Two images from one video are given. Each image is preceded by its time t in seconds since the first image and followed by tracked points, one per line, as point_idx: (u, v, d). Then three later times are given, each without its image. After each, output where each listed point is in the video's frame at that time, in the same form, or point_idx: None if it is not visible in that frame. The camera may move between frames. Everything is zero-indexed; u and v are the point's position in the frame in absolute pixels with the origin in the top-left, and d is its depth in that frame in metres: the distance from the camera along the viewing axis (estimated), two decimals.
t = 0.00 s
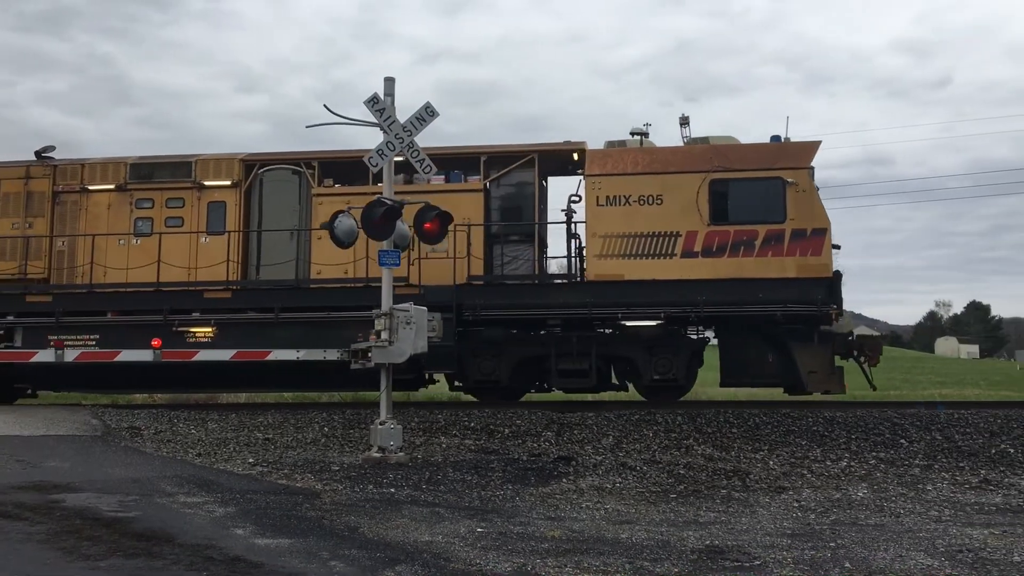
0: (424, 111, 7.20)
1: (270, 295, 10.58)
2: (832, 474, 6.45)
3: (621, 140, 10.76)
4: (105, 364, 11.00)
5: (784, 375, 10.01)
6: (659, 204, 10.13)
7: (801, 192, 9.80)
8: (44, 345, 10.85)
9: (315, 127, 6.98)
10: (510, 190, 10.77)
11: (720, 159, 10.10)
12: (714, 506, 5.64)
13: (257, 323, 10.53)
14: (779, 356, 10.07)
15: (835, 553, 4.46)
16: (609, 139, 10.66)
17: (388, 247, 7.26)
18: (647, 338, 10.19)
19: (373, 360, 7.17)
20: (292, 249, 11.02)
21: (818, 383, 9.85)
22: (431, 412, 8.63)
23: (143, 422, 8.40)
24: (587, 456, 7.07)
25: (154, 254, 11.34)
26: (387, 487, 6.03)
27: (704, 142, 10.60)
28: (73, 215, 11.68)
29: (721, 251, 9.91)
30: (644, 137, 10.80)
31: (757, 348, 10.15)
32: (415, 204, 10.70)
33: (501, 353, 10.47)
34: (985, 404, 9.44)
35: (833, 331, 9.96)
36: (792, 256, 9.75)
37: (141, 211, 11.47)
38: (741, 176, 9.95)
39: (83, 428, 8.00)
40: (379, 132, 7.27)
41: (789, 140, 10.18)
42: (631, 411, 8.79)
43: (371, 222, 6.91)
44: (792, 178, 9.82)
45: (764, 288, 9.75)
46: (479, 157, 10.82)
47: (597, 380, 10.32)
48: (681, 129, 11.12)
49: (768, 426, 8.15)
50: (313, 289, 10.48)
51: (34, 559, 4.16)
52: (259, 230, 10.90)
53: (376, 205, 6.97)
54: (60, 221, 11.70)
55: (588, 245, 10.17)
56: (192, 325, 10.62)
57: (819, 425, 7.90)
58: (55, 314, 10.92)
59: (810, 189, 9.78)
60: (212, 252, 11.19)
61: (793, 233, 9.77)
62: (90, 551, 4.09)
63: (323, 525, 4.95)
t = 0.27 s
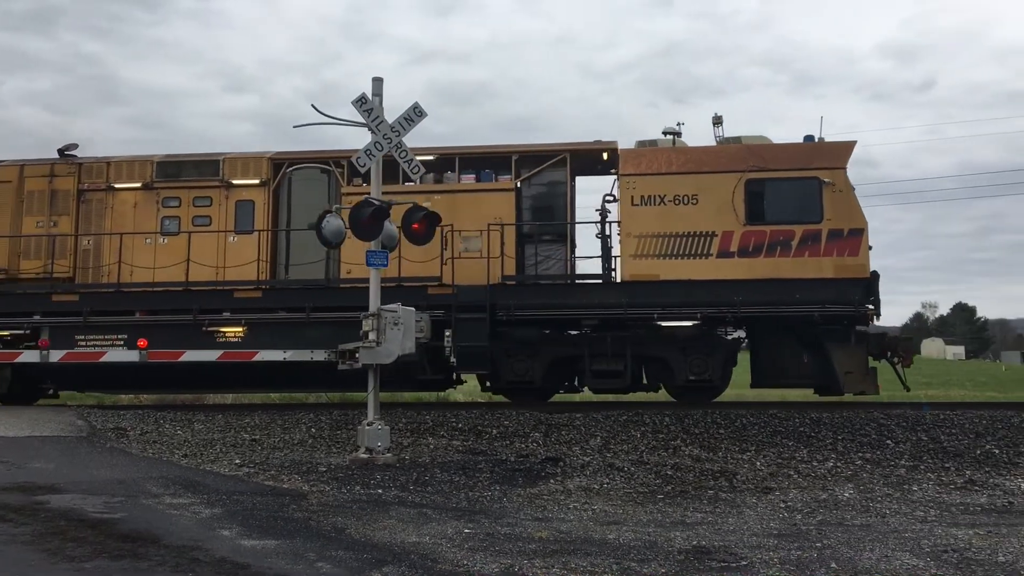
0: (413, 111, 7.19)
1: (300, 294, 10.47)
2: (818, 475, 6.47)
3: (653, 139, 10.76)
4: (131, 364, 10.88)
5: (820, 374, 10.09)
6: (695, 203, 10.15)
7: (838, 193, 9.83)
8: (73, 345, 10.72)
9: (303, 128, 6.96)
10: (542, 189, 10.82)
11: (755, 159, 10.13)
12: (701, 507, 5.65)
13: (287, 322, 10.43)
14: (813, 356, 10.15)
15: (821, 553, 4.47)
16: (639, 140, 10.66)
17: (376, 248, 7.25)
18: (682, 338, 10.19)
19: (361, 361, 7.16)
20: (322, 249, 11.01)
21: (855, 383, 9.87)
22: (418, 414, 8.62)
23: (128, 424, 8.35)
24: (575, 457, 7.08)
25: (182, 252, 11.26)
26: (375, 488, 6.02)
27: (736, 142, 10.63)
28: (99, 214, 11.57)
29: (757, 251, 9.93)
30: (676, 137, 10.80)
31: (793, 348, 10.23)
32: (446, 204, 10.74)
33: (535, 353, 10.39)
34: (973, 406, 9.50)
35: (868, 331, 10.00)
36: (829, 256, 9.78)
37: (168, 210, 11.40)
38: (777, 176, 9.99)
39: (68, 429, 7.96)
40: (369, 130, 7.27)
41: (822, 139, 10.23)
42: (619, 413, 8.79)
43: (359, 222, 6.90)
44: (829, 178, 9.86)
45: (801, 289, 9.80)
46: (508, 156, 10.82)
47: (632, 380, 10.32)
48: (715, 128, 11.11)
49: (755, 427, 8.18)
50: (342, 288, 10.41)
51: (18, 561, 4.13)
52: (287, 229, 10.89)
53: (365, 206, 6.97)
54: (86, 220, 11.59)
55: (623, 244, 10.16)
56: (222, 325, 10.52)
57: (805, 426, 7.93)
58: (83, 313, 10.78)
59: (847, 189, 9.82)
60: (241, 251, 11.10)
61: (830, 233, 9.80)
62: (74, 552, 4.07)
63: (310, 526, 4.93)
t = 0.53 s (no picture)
0: (403, 111, 7.18)
1: (334, 294, 10.51)
2: (806, 476, 6.50)
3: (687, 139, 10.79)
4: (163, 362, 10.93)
5: (856, 377, 10.06)
6: (732, 204, 10.18)
7: (876, 194, 9.85)
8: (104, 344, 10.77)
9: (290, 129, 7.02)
10: (575, 189, 10.81)
11: (792, 160, 10.15)
12: (689, 508, 5.67)
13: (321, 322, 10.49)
14: (850, 358, 10.13)
15: (809, 554, 4.49)
16: (673, 139, 10.68)
17: (365, 247, 7.24)
18: (719, 338, 10.21)
19: (350, 361, 7.16)
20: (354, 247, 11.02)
21: (891, 386, 9.90)
22: (407, 414, 8.62)
23: (116, 423, 8.33)
24: (564, 457, 7.08)
25: (212, 250, 11.20)
26: (363, 489, 6.02)
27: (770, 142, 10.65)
28: (127, 212, 11.53)
29: (795, 252, 9.97)
30: (711, 137, 10.82)
31: (828, 350, 10.21)
32: (478, 204, 10.77)
33: (570, 353, 10.45)
34: (961, 408, 9.55)
35: (905, 333, 10.04)
36: (868, 257, 9.82)
37: (197, 209, 11.38)
38: (815, 176, 10.02)
39: (56, 428, 7.93)
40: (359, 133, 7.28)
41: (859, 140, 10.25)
42: (608, 413, 8.80)
43: (348, 222, 6.89)
44: (867, 179, 9.87)
45: (839, 290, 9.83)
46: (541, 155, 10.84)
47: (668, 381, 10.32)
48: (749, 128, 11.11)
49: (743, 428, 8.21)
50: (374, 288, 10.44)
51: (4, 560, 4.11)
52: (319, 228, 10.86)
53: (354, 206, 6.95)
54: (114, 217, 11.53)
55: (659, 245, 10.19)
56: (255, 324, 10.59)
57: (792, 428, 7.94)
58: (115, 312, 10.78)
59: (885, 190, 9.84)
60: (271, 250, 11.09)
61: (868, 234, 9.83)
62: (62, 552, 4.05)
63: (298, 526, 4.93)
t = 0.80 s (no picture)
0: (394, 111, 7.18)
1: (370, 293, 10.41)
2: (795, 477, 6.52)
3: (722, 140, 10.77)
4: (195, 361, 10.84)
5: (893, 380, 10.08)
6: (770, 205, 10.07)
7: (915, 195, 9.83)
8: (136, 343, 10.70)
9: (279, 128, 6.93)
10: (610, 189, 10.75)
11: (830, 161, 10.09)
12: (678, 509, 5.68)
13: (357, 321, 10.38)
14: (887, 360, 10.14)
15: (796, 555, 4.50)
16: (707, 140, 10.56)
17: (356, 247, 7.23)
18: (756, 340, 10.22)
19: (340, 361, 7.15)
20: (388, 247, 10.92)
21: (928, 388, 10.00)
22: (397, 414, 8.61)
23: (104, 422, 8.29)
24: (553, 458, 7.09)
25: (243, 249, 11.04)
26: (352, 489, 6.01)
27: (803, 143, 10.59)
28: (158, 210, 11.39)
29: (834, 254, 9.91)
30: (746, 138, 10.81)
31: (865, 353, 10.22)
32: (513, 204, 10.72)
33: (605, 354, 10.40)
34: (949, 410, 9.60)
35: (941, 337, 10.08)
36: (908, 258, 9.78)
37: (229, 207, 11.26)
38: (854, 178, 9.96)
39: (44, 427, 7.89)
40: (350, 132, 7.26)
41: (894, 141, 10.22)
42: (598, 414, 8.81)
43: (339, 222, 6.88)
44: (906, 180, 9.85)
45: (879, 292, 9.80)
46: (575, 155, 10.80)
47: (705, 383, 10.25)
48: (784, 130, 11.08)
49: (731, 429, 8.23)
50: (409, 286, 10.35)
51: None
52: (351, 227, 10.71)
53: (345, 205, 6.94)
54: (145, 215, 11.39)
55: (697, 246, 10.07)
56: (289, 323, 10.46)
57: (781, 430, 7.97)
58: (147, 309, 10.63)
59: (924, 192, 9.83)
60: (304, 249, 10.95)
61: (907, 236, 9.81)
62: (48, 551, 4.04)
63: (287, 526, 4.92)
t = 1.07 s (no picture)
0: (386, 109, 7.17)
1: (406, 290, 10.19)
2: (784, 477, 6.54)
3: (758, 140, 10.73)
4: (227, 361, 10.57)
5: (933, 381, 9.90)
6: (809, 205, 10.02)
7: (955, 196, 9.75)
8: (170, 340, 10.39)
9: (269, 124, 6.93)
10: (646, 189, 10.67)
11: (869, 161, 10.04)
12: (668, 508, 5.69)
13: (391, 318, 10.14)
14: (926, 361, 9.96)
15: (785, 555, 4.52)
16: (743, 140, 10.50)
17: (347, 245, 7.22)
18: (795, 340, 10.04)
19: (330, 359, 7.13)
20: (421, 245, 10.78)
21: (967, 389, 9.74)
22: (388, 412, 8.60)
23: (92, 419, 8.26)
24: (543, 457, 7.09)
25: (276, 246, 10.88)
26: (342, 487, 6.00)
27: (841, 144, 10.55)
28: (189, 207, 11.24)
29: (873, 254, 9.82)
30: (783, 138, 10.78)
31: (903, 354, 10.03)
32: (548, 203, 10.65)
33: (643, 354, 10.20)
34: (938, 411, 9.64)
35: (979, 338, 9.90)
36: (948, 260, 9.69)
37: (261, 204, 11.09)
38: (892, 178, 9.90)
39: (32, 424, 7.85)
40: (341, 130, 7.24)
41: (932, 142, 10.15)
42: (588, 413, 8.81)
43: (330, 220, 6.87)
44: (946, 181, 9.77)
45: (918, 293, 9.67)
46: (612, 154, 10.73)
47: (742, 384, 10.06)
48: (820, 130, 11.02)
49: (721, 429, 8.25)
50: (443, 283, 10.16)
51: None
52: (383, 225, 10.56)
53: (336, 203, 6.92)
54: (176, 212, 11.24)
55: (734, 246, 10.02)
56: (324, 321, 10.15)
57: (770, 430, 7.99)
58: (181, 307, 10.40)
59: (964, 193, 9.74)
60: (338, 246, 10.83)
61: (947, 237, 9.71)
62: (35, 549, 4.02)
63: (276, 525, 4.91)
